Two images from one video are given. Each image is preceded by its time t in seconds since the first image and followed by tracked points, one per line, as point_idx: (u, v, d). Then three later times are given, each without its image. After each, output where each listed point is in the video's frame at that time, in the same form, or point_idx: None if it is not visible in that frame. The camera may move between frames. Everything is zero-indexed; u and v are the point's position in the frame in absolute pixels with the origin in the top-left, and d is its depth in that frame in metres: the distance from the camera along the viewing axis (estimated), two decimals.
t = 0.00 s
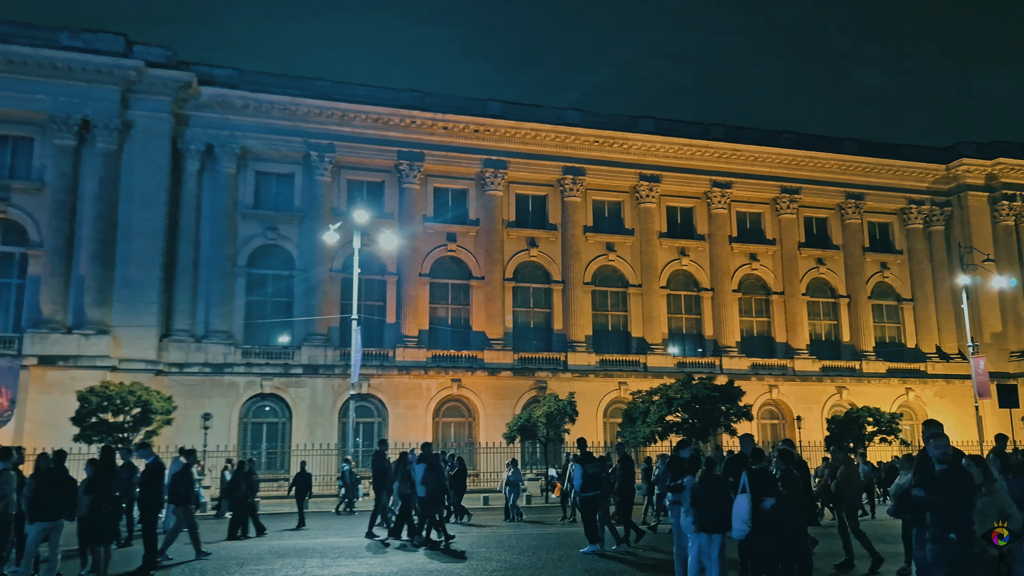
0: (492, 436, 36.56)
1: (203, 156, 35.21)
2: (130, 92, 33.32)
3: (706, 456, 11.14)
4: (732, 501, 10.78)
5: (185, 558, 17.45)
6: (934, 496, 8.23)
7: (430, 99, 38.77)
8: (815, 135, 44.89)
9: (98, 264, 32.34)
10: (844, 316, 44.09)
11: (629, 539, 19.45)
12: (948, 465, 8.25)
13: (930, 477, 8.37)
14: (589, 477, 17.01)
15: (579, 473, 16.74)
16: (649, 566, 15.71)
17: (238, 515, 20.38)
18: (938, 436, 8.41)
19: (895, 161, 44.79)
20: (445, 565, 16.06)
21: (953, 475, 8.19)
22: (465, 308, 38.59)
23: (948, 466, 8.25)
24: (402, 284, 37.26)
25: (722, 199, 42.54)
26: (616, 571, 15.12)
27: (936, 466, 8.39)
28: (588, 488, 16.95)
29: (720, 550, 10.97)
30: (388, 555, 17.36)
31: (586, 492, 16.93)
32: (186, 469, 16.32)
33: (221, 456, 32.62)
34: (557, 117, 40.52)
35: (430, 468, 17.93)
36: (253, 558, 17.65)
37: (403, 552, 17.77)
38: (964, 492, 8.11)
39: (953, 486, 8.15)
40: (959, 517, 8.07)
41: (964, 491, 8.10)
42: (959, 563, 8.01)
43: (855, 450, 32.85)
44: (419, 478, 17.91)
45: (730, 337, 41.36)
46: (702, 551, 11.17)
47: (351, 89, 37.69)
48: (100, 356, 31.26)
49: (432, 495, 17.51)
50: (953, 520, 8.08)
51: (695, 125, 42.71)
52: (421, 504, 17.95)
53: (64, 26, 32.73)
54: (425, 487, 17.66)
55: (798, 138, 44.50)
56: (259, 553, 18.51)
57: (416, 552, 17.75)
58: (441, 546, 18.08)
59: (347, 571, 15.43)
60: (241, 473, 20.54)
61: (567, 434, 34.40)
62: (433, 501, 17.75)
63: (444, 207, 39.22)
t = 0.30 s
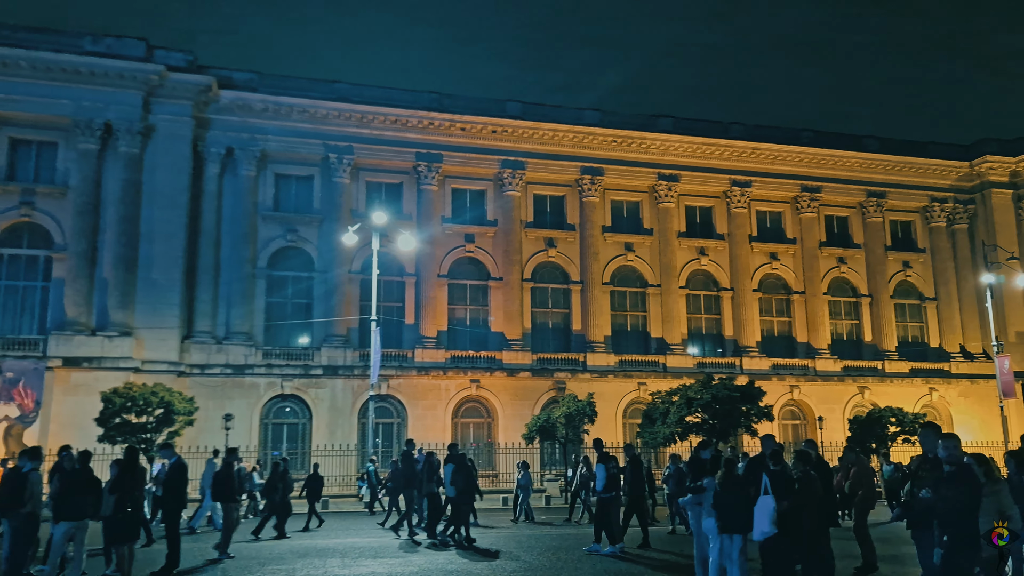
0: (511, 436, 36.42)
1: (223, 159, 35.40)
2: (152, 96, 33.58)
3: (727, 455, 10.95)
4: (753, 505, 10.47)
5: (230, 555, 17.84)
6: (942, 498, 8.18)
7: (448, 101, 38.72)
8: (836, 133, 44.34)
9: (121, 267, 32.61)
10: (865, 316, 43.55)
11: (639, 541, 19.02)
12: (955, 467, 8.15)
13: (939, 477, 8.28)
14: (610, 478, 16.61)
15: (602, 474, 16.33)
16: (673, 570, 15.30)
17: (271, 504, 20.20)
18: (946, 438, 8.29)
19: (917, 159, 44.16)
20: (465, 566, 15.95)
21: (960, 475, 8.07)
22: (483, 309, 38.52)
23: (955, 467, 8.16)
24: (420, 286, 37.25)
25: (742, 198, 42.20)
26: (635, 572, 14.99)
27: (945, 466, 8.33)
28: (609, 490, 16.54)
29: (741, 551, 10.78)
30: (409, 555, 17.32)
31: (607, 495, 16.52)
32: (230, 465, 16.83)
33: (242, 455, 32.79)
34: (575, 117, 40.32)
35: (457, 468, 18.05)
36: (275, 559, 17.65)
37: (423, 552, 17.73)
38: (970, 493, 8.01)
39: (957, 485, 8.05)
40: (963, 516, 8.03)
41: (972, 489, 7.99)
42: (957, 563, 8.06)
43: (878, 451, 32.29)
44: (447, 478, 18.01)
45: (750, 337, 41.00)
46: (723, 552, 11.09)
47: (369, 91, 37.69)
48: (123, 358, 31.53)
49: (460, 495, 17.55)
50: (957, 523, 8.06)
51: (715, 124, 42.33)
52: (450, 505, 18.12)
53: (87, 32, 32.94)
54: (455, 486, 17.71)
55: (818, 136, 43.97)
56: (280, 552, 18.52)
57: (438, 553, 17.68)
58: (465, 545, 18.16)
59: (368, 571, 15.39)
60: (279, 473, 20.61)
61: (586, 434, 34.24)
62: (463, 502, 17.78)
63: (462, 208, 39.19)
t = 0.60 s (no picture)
0: (529, 437, 36.26)
1: (243, 161, 35.54)
2: (172, 100, 33.74)
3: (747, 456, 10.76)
4: (771, 501, 10.29)
5: (266, 554, 17.81)
6: (950, 498, 7.76)
7: (465, 101, 38.64)
8: (857, 131, 43.79)
9: (143, 269, 32.81)
10: (887, 314, 42.98)
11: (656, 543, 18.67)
12: (960, 465, 7.79)
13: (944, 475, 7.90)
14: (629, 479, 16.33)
15: (622, 475, 16.16)
16: (693, 572, 14.96)
17: (308, 512, 20.08)
18: (951, 437, 8.00)
19: (939, 156, 43.51)
20: (484, 565, 15.82)
21: (963, 473, 7.71)
22: (501, 309, 38.41)
23: (961, 466, 7.79)
24: (438, 287, 37.19)
25: (761, 197, 41.83)
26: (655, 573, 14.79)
27: (951, 466, 7.92)
28: (628, 491, 16.25)
29: (762, 551, 10.52)
30: (427, 556, 17.19)
31: (625, 496, 16.23)
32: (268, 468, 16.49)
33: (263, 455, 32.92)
34: (592, 116, 40.09)
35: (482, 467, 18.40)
36: (296, 558, 17.56)
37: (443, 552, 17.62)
38: (976, 492, 7.62)
39: (963, 483, 7.67)
40: (971, 517, 7.59)
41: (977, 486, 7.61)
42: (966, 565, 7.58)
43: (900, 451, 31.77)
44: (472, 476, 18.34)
45: (770, 336, 40.62)
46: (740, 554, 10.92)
47: (386, 93, 37.68)
48: (145, 359, 31.72)
49: (485, 492, 17.78)
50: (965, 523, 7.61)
51: (733, 122, 41.95)
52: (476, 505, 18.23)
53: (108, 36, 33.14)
54: (480, 484, 18.00)
55: (838, 133, 43.47)
56: (301, 552, 18.52)
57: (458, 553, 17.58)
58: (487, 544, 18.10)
59: (387, 571, 15.27)
60: (313, 473, 20.23)
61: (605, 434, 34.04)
62: (492, 501, 17.95)
63: (480, 209, 39.10)
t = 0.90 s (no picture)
0: (547, 437, 36.07)
1: (260, 163, 35.66)
2: (190, 102, 33.88)
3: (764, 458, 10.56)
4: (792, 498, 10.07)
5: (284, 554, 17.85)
6: (953, 501, 7.84)
7: (481, 102, 38.54)
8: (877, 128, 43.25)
9: (163, 271, 32.97)
10: (908, 313, 42.42)
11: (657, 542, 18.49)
12: (960, 468, 7.91)
13: (944, 479, 8.02)
14: (641, 480, 16.18)
15: (629, 474, 16.16)
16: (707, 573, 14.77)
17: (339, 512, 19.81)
18: (949, 440, 8.14)
19: (961, 152, 42.85)
20: (501, 566, 15.65)
21: (965, 476, 7.81)
22: (518, 309, 38.26)
23: (962, 469, 7.88)
24: (455, 288, 37.09)
25: (779, 195, 41.43)
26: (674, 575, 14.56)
27: (951, 470, 7.99)
28: (640, 492, 16.12)
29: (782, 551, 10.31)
30: (445, 556, 17.06)
31: (634, 496, 16.10)
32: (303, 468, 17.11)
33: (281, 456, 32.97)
34: (609, 116, 39.85)
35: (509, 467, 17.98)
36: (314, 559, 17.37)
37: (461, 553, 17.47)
38: (980, 492, 7.71)
39: (965, 487, 7.77)
40: (975, 518, 7.66)
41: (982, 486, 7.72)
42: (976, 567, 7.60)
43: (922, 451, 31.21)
44: (500, 476, 17.94)
45: (789, 335, 40.22)
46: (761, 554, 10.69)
47: (402, 94, 37.65)
48: (165, 359, 31.88)
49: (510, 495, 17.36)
50: (971, 525, 7.67)
51: (751, 120, 41.57)
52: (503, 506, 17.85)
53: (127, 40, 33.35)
54: (505, 484, 17.64)
55: (857, 130, 42.95)
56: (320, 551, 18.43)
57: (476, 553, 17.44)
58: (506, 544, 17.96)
59: (405, 571, 15.11)
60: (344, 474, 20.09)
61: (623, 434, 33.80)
62: (518, 502, 17.60)
63: (496, 210, 39.00)
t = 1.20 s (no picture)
0: (563, 437, 35.96)
1: (276, 165, 35.78)
2: (207, 105, 34.04)
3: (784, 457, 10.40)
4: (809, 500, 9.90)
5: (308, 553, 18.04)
6: (943, 499, 7.47)
7: (496, 102, 38.49)
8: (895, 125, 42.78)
9: (180, 272, 33.14)
10: (927, 312, 41.92)
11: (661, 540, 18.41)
12: (953, 466, 7.58)
13: (935, 477, 7.67)
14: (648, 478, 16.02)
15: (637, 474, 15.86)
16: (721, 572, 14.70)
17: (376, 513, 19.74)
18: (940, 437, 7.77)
19: (981, 149, 42.30)
20: (517, 566, 15.55)
21: (958, 475, 7.48)
22: (533, 309, 38.19)
23: (955, 466, 7.55)
24: (470, 288, 37.07)
25: (796, 193, 41.10)
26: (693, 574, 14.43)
27: (943, 467, 7.68)
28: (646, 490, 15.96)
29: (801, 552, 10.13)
30: (462, 556, 16.99)
31: (639, 495, 15.94)
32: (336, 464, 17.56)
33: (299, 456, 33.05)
34: (624, 115, 39.65)
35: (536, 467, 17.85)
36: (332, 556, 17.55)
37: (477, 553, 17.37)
38: (970, 490, 7.39)
39: (960, 485, 7.42)
40: (963, 515, 7.32)
41: (975, 484, 7.41)
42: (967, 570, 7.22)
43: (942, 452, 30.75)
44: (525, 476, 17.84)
45: (807, 334, 39.90)
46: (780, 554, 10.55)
47: (417, 95, 37.64)
48: (183, 360, 32.04)
49: (535, 494, 17.32)
50: (961, 525, 7.31)
51: (768, 118, 41.27)
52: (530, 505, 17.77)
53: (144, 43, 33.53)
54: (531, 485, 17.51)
55: (875, 128, 42.51)
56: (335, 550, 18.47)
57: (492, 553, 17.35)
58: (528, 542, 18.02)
59: (421, 571, 15.06)
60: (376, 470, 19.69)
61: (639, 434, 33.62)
62: (543, 502, 17.51)
63: (511, 210, 38.95)
